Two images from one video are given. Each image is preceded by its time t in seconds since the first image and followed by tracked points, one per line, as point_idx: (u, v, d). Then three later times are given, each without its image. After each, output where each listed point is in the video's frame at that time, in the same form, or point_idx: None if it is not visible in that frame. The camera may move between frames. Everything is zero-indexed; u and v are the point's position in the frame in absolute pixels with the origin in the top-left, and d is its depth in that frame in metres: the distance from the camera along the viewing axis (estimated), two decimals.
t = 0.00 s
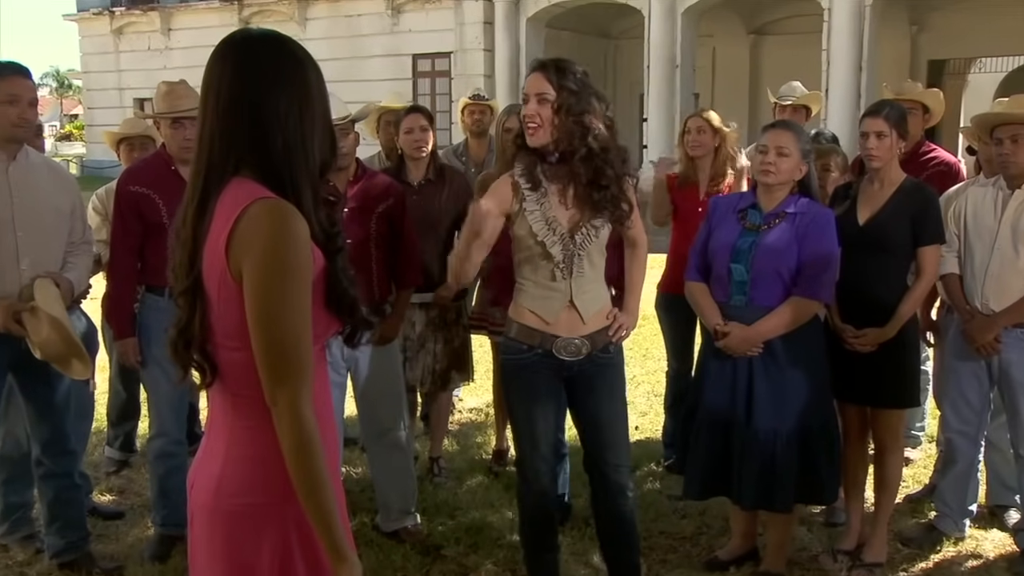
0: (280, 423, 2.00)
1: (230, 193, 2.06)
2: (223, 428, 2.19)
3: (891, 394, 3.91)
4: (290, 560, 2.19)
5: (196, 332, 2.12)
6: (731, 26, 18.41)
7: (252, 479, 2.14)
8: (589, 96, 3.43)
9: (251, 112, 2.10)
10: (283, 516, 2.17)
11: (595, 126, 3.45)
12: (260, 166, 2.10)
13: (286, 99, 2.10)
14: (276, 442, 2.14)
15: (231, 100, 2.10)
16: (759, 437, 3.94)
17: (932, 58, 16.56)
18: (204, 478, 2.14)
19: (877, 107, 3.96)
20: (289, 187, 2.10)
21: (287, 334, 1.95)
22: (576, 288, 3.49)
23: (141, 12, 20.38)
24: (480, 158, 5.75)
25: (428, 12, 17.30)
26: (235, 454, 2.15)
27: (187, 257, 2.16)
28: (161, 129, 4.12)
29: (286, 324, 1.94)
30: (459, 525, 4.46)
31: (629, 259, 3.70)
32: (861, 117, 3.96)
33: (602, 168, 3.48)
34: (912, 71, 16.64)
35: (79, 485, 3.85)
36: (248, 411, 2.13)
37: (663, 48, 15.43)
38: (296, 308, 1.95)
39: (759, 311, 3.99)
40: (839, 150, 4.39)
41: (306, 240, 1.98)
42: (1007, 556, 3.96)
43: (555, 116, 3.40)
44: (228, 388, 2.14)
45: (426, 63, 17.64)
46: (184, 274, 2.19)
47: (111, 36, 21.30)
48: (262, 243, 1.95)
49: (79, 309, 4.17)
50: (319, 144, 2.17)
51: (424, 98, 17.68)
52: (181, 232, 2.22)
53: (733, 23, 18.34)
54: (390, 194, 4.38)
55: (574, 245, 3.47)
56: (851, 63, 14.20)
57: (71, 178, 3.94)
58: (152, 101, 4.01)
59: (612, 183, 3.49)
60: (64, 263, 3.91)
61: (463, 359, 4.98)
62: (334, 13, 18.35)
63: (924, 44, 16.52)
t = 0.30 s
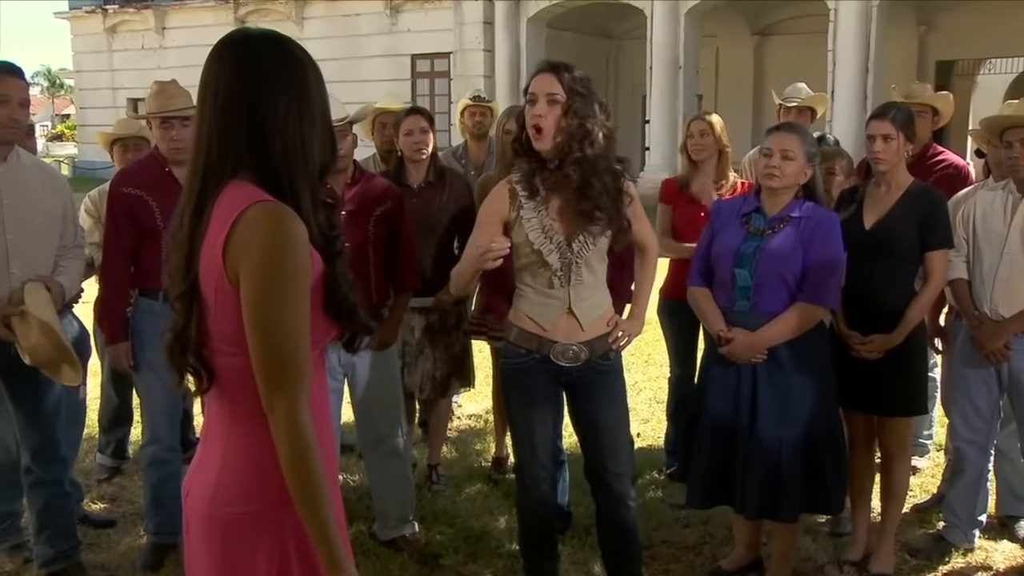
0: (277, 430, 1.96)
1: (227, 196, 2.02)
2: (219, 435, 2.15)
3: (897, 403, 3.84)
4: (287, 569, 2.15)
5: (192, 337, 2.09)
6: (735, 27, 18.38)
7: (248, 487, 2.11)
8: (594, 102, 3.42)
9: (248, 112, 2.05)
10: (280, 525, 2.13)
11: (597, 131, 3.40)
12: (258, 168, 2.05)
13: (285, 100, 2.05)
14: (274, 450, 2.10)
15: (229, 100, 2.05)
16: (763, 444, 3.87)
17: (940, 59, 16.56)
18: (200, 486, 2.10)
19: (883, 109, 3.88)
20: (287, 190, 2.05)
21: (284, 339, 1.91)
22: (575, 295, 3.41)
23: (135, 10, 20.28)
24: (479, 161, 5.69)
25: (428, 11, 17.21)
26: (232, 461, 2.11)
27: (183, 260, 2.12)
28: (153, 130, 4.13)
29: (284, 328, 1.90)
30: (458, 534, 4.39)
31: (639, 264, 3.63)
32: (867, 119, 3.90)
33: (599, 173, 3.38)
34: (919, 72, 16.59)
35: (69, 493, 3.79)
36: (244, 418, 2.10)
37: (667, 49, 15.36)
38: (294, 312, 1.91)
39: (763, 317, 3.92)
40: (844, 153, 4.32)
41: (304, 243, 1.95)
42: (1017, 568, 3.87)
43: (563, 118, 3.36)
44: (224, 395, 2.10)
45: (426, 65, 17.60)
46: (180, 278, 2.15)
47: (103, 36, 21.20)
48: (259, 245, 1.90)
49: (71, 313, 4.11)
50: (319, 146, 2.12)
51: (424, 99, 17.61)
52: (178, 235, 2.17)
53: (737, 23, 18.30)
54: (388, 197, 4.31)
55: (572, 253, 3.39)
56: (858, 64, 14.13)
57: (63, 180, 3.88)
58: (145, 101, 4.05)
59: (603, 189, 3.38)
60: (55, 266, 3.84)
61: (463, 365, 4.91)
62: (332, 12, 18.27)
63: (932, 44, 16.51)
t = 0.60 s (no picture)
0: (273, 438, 1.93)
1: (222, 200, 1.99)
2: (214, 442, 2.12)
3: (906, 412, 3.76)
4: None
5: (186, 342, 2.05)
6: (742, 26, 18.32)
7: (243, 495, 2.08)
8: (601, 101, 3.35)
9: (245, 113, 2.02)
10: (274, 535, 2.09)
11: (604, 130, 3.34)
12: (255, 171, 2.02)
13: (283, 101, 2.01)
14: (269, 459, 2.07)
15: (226, 100, 2.02)
16: (769, 454, 3.79)
17: (951, 59, 16.65)
18: (194, 494, 2.07)
19: (892, 112, 3.80)
20: (285, 194, 2.02)
21: (281, 346, 1.88)
22: (579, 300, 3.33)
23: (126, 7, 20.13)
24: (479, 163, 5.60)
25: (427, 10, 17.12)
26: (226, 469, 2.08)
27: (177, 264, 2.09)
28: (146, 131, 4.07)
29: (280, 335, 1.87)
30: (456, 544, 4.30)
31: (641, 269, 3.55)
32: (876, 121, 3.81)
33: (607, 175, 3.32)
34: (929, 73, 16.66)
35: (58, 502, 3.70)
36: (239, 425, 2.07)
37: (671, 49, 15.19)
38: (291, 317, 1.88)
39: (769, 323, 3.83)
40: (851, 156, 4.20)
41: (301, 248, 1.91)
42: None
43: (572, 118, 3.29)
44: (218, 402, 2.07)
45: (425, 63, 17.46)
46: (175, 282, 2.12)
47: (93, 33, 21.02)
48: (256, 250, 1.87)
49: (62, 317, 4.02)
50: (316, 147, 2.09)
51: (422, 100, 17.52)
52: (173, 238, 2.15)
53: (742, 23, 18.26)
54: (386, 200, 4.22)
55: (575, 256, 3.32)
56: (866, 64, 14.03)
57: (55, 181, 3.79)
58: (138, 100, 4.01)
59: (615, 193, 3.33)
60: (46, 269, 3.76)
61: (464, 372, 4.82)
62: (329, 11, 18.16)
63: (942, 43, 16.65)
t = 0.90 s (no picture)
0: (263, 450, 1.85)
1: (212, 205, 1.90)
2: (203, 453, 2.03)
3: (914, 421, 3.67)
4: None
5: (175, 349, 1.96)
6: (747, 26, 18.23)
7: (233, 509, 1.98)
8: (600, 100, 3.26)
9: (236, 116, 1.94)
10: (265, 550, 2.00)
11: (603, 129, 3.25)
12: (244, 175, 1.94)
13: (275, 103, 1.93)
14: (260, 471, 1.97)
15: (216, 100, 1.93)
16: (774, 464, 3.69)
17: (961, 60, 16.21)
18: (182, 506, 1.98)
19: (901, 114, 3.71)
20: (277, 199, 1.94)
21: (272, 355, 1.80)
22: (583, 303, 3.24)
23: (116, 4, 20.11)
24: (478, 166, 5.50)
25: (423, 8, 16.91)
26: (215, 481, 1.99)
27: (167, 269, 2.00)
28: (136, 132, 3.97)
29: (272, 343, 1.79)
30: (453, 557, 4.20)
31: (640, 271, 3.46)
32: (884, 124, 3.72)
33: (607, 177, 3.25)
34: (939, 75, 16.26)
35: (42, 513, 3.61)
36: (229, 436, 1.98)
37: (673, 49, 15.09)
38: (283, 325, 1.80)
39: (772, 331, 3.74)
40: (857, 160, 4.14)
41: (293, 253, 1.83)
42: None
43: (569, 118, 3.19)
44: (208, 411, 1.97)
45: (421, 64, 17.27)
46: (164, 288, 2.02)
47: (84, 30, 21.03)
48: (247, 255, 1.79)
49: (49, 322, 3.92)
50: (309, 152, 2.01)
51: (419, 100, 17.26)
52: (160, 244, 2.06)
53: (747, 23, 18.18)
54: (382, 204, 4.13)
55: (579, 258, 3.23)
56: (874, 64, 13.62)
57: (41, 183, 3.69)
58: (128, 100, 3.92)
59: (617, 193, 3.25)
60: (32, 273, 3.66)
61: (463, 380, 4.72)
62: (324, 10, 18.05)
63: (954, 43, 16.22)
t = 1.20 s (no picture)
0: (260, 457, 1.83)
1: (208, 208, 1.89)
2: (197, 461, 1.98)
3: (922, 428, 3.59)
4: None
5: (169, 355, 1.93)
6: (754, 24, 18.14)
7: (228, 518, 1.93)
8: (599, 103, 3.17)
9: (231, 115, 1.92)
10: (262, 561, 1.95)
11: (603, 134, 3.16)
12: (239, 175, 1.92)
13: (271, 102, 1.91)
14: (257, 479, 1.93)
15: (211, 99, 1.91)
16: (780, 471, 3.62)
17: (971, 58, 15.95)
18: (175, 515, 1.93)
19: (911, 113, 3.64)
20: (273, 200, 1.92)
21: (270, 359, 1.78)
22: (584, 312, 3.17)
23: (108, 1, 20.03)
24: (477, 166, 5.43)
25: (422, 7, 16.78)
26: (210, 490, 1.94)
27: (160, 273, 1.98)
28: (129, 131, 3.90)
29: (269, 347, 1.78)
30: (452, 565, 4.12)
31: (639, 277, 3.37)
32: (892, 124, 3.65)
33: (604, 184, 3.16)
34: (948, 72, 15.91)
35: (32, 522, 3.53)
36: (224, 443, 1.94)
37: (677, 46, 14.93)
38: (280, 330, 1.79)
39: (778, 335, 3.66)
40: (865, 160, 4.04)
41: (290, 256, 1.82)
42: None
43: (563, 124, 3.12)
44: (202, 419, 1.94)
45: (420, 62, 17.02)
46: (157, 293, 2.00)
47: (75, 28, 21.01)
48: (243, 258, 1.78)
49: (40, 325, 3.84)
50: (305, 153, 1.98)
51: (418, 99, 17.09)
52: (155, 247, 2.03)
53: (754, 21, 18.11)
54: (379, 206, 4.05)
55: (582, 267, 3.16)
56: (883, 63, 13.50)
57: (31, 184, 3.62)
58: (121, 99, 3.84)
59: (616, 201, 3.17)
60: (21, 276, 3.58)
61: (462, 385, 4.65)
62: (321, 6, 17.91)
63: (963, 41, 15.93)
